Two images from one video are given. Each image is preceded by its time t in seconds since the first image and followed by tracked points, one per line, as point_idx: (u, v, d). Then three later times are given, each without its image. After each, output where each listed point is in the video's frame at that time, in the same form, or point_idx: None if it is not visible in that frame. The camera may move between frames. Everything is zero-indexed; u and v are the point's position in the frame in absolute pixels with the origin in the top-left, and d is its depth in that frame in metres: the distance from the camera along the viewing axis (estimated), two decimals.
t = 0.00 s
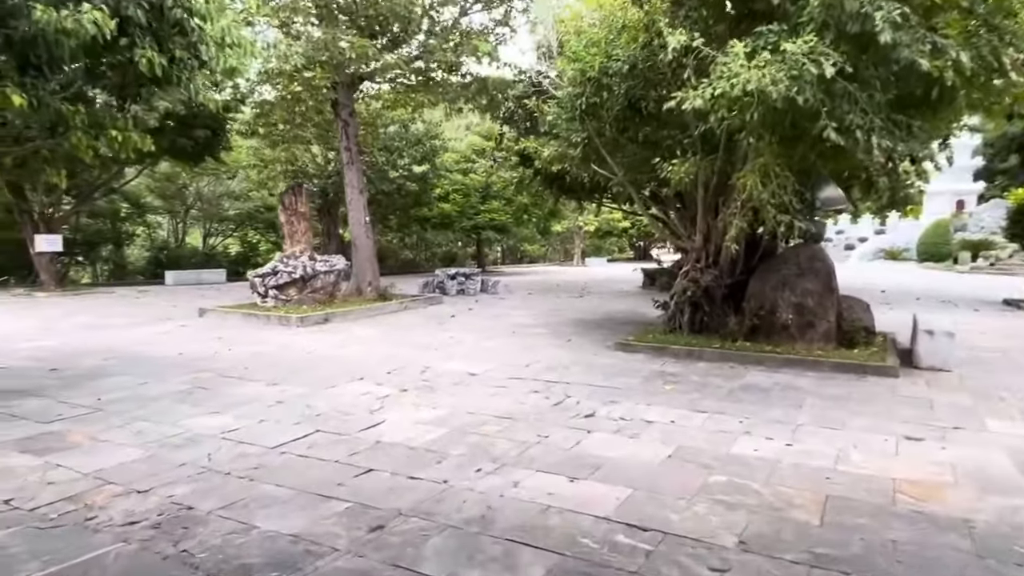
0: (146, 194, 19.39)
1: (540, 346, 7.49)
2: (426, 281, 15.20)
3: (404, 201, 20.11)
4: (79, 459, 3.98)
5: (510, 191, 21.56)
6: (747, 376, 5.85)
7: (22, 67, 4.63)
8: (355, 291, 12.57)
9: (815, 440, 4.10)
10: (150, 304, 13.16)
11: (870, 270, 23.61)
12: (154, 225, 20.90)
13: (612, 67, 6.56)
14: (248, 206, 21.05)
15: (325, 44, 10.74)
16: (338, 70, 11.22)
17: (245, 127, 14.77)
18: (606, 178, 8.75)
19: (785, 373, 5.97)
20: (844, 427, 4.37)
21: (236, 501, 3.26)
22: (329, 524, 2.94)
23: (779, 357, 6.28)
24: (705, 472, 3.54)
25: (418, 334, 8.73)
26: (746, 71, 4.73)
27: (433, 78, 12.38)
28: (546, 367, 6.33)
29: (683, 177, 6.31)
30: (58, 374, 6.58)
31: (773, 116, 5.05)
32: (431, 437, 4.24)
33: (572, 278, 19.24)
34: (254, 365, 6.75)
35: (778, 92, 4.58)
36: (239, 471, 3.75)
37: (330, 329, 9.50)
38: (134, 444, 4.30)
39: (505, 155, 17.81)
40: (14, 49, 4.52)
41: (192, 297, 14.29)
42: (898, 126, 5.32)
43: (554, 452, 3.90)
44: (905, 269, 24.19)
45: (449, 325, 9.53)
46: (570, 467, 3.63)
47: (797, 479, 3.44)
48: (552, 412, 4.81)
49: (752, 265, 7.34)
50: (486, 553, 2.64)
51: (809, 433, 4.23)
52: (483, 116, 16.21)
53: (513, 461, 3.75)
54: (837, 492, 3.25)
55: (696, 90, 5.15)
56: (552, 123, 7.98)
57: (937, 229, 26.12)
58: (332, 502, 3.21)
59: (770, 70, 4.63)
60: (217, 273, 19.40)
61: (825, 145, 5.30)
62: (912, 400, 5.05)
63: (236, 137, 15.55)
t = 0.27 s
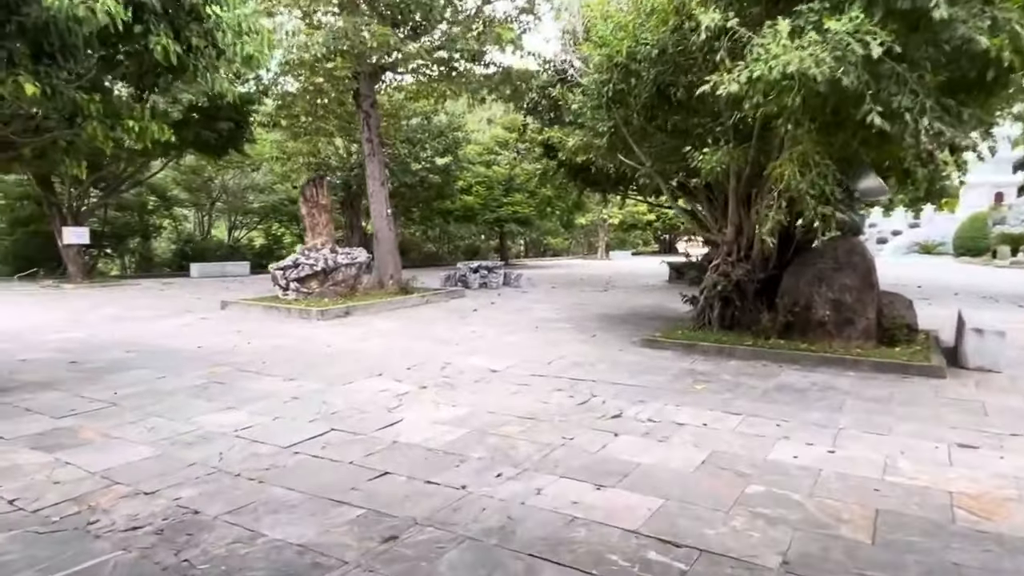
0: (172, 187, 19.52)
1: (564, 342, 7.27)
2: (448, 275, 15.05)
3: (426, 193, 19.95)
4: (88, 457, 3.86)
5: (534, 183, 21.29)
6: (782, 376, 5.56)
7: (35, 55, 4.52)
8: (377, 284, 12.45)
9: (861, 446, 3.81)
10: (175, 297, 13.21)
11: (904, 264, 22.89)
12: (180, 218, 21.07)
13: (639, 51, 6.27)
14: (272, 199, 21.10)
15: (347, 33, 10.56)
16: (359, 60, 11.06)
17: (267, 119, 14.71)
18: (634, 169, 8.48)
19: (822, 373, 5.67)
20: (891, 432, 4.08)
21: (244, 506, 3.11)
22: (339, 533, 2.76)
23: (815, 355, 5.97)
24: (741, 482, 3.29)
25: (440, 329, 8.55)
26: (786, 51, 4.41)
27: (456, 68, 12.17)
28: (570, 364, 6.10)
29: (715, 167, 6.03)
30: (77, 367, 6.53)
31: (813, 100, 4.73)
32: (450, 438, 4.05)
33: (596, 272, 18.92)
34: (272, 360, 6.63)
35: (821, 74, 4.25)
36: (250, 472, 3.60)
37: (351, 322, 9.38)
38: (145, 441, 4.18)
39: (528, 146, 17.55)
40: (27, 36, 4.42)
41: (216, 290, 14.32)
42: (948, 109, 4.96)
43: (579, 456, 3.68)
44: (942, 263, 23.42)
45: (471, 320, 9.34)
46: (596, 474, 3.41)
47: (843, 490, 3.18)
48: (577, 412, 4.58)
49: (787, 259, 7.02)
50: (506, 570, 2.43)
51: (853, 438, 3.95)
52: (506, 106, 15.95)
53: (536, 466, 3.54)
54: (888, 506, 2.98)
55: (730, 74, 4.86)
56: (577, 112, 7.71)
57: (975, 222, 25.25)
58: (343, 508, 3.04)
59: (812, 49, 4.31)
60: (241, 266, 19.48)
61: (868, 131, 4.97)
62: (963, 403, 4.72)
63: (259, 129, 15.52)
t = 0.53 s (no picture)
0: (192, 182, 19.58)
1: (586, 340, 7.03)
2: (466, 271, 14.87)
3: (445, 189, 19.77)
4: (92, 458, 3.72)
5: (553, 179, 21.03)
6: (817, 378, 5.28)
7: (44, 43, 4.46)
8: (395, 280, 12.30)
9: (910, 455, 3.54)
10: (194, 292, 13.19)
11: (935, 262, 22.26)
12: (201, 213, 21.15)
13: (667, 38, 6.00)
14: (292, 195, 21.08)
15: (366, 24, 10.41)
16: (378, 52, 10.89)
17: (286, 114, 14.63)
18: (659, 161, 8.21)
19: (859, 375, 5.37)
20: (940, 441, 3.79)
21: (249, 513, 2.93)
22: (348, 546, 2.57)
23: (851, 356, 5.67)
24: (781, 494, 3.04)
25: (458, 326, 8.37)
26: (827, 31, 4.12)
27: (475, 61, 11.95)
28: (593, 364, 5.87)
29: (747, 159, 5.75)
30: (90, 363, 6.44)
31: (855, 84, 4.44)
32: (467, 442, 3.84)
33: (617, 269, 18.63)
34: (287, 357, 6.48)
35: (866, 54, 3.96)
36: (257, 476, 3.42)
37: (368, 319, 9.23)
38: (152, 441, 4.03)
39: (549, 141, 17.30)
40: (36, 23, 4.33)
41: (234, 285, 14.28)
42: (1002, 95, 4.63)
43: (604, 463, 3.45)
44: (974, 261, 22.75)
45: (490, 317, 9.14)
46: (623, 484, 3.18)
47: (895, 506, 2.92)
48: (600, 415, 4.36)
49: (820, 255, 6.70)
50: None
51: (899, 447, 3.68)
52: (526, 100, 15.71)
53: (558, 473, 3.32)
54: (948, 524, 2.72)
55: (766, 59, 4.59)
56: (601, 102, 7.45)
57: (1009, 219, 24.49)
58: (354, 518, 2.85)
59: (856, 28, 4.02)
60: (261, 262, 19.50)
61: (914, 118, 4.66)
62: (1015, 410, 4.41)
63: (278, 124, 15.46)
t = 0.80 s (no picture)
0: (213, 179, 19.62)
1: (608, 341, 6.79)
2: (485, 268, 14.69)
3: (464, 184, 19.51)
4: (97, 466, 3.58)
5: (574, 174, 20.72)
6: (854, 384, 5.00)
7: (53, 35, 4.33)
8: (413, 277, 12.15)
9: (963, 473, 3.27)
10: (213, 288, 13.17)
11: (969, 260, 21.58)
12: (222, 210, 21.23)
13: (696, 25, 5.71)
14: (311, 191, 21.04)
15: (383, 17, 10.22)
16: (396, 44, 10.68)
17: (304, 109, 14.53)
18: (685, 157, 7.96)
19: (900, 381, 5.08)
20: (994, 457, 3.51)
21: (253, 531, 2.76)
22: (356, 572, 2.39)
23: (890, 361, 5.37)
24: (824, 517, 2.80)
25: (476, 325, 8.17)
26: (872, 14, 3.83)
27: (494, 54, 11.71)
28: (616, 366, 5.64)
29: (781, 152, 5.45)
30: (104, 362, 6.35)
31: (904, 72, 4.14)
32: (485, 452, 3.64)
33: (638, 266, 18.33)
34: (301, 357, 6.33)
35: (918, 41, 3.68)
36: (264, 487, 3.25)
37: (385, 317, 9.09)
38: (159, 447, 3.89)
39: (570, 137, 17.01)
40: (43, 15, 4.18)
41: (254, 282, 14.25)
42: None
43: (631, 479, 3.23)
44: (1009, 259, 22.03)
45: (509, 316, 8.94)
46: (652, 502, 2.96)
47: (954, 533, 2.66)
48: (625, 423, 4.13)
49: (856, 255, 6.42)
50: None
51: (950, 463, 3.41)
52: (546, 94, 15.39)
53: (582, 490, 3.11)
54: (1014, 556, 2.46)
55: (803, 45, 4.37)
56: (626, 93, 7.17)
57: None
58: (364, 539, 2.66)
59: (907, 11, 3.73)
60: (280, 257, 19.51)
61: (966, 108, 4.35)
62: None
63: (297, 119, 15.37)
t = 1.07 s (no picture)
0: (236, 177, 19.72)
1: (632, 341, 6.55)
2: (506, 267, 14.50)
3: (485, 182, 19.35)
4: (101, 468, 3.45)
5: (596, 171, 20.44)
6: (896, 389, 4.70)
7: (63, 26, 4.28)
8: (433, 276, 12.00)
9: None
10: (234, 286, 13.16)
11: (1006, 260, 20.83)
12: (245, 208, 21.32)
13: (727, 12, 5.42)
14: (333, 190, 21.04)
15: (403, 10, 10.08)
16: (416, 39, 10.54)
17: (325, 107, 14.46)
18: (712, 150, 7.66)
19: (946, 386, 4.77)
20: None
21: (254, 544, 2.59)
22: None
23: (934, 365, 5.06)
24: (875, 538, 2.54)
25: (496, 324, 7.98)
26: None
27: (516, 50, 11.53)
28: (641, 368, 5.40)
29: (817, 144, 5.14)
30: (120, 360, 6.28)
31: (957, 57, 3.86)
32: (503, 459, 3.44)
33: (662, 265, 17.99)
34: (316, 356, 6.20)
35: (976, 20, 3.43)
36: (270, 495, 3.08)
37: (403, 316, 8.94)
38: (165, 449, 3.75)
39: (592, 134, 16.77)
40: (53, 6, 4.12)
41: (274, 280, 14.23)
42: None
43: (658, 491, 3.00)
44: None
45: (530, 315, 8.73)
46: (683, 518, 2.73)
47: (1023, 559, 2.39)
48: (652, 429, 3.90)
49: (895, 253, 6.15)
50: None
51: (1011, 478, 3.12)
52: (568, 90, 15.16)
53: (606, 503, 2.89)
54: None
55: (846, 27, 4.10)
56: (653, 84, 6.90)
57: None
58: (371, 554, 2.47)
59: None
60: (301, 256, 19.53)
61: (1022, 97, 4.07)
62: None
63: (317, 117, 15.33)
